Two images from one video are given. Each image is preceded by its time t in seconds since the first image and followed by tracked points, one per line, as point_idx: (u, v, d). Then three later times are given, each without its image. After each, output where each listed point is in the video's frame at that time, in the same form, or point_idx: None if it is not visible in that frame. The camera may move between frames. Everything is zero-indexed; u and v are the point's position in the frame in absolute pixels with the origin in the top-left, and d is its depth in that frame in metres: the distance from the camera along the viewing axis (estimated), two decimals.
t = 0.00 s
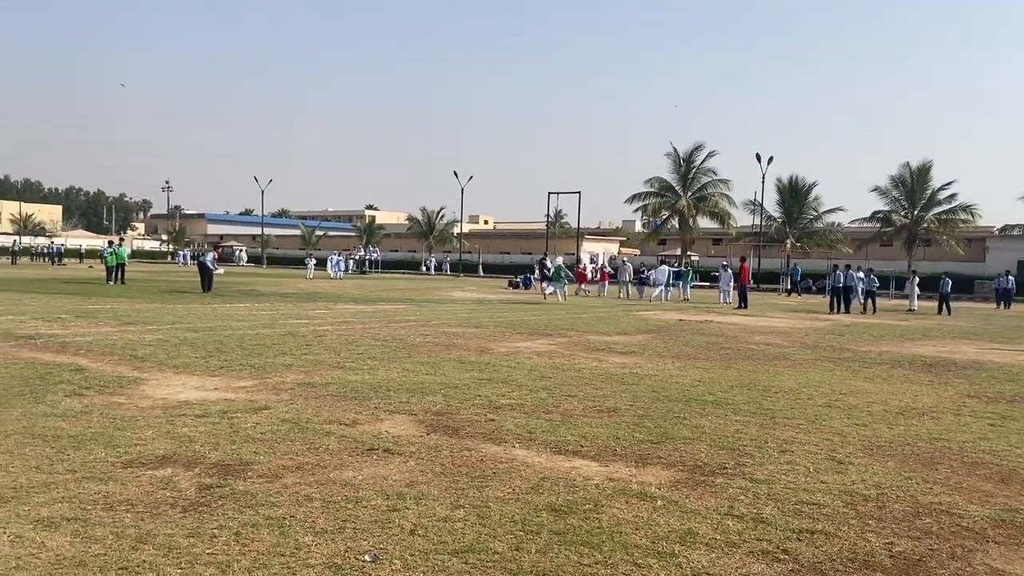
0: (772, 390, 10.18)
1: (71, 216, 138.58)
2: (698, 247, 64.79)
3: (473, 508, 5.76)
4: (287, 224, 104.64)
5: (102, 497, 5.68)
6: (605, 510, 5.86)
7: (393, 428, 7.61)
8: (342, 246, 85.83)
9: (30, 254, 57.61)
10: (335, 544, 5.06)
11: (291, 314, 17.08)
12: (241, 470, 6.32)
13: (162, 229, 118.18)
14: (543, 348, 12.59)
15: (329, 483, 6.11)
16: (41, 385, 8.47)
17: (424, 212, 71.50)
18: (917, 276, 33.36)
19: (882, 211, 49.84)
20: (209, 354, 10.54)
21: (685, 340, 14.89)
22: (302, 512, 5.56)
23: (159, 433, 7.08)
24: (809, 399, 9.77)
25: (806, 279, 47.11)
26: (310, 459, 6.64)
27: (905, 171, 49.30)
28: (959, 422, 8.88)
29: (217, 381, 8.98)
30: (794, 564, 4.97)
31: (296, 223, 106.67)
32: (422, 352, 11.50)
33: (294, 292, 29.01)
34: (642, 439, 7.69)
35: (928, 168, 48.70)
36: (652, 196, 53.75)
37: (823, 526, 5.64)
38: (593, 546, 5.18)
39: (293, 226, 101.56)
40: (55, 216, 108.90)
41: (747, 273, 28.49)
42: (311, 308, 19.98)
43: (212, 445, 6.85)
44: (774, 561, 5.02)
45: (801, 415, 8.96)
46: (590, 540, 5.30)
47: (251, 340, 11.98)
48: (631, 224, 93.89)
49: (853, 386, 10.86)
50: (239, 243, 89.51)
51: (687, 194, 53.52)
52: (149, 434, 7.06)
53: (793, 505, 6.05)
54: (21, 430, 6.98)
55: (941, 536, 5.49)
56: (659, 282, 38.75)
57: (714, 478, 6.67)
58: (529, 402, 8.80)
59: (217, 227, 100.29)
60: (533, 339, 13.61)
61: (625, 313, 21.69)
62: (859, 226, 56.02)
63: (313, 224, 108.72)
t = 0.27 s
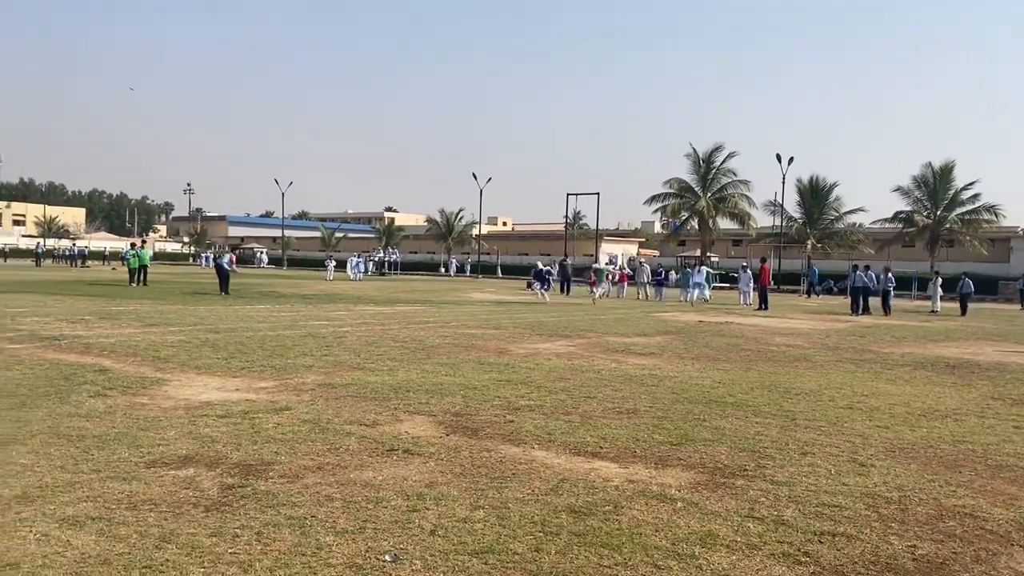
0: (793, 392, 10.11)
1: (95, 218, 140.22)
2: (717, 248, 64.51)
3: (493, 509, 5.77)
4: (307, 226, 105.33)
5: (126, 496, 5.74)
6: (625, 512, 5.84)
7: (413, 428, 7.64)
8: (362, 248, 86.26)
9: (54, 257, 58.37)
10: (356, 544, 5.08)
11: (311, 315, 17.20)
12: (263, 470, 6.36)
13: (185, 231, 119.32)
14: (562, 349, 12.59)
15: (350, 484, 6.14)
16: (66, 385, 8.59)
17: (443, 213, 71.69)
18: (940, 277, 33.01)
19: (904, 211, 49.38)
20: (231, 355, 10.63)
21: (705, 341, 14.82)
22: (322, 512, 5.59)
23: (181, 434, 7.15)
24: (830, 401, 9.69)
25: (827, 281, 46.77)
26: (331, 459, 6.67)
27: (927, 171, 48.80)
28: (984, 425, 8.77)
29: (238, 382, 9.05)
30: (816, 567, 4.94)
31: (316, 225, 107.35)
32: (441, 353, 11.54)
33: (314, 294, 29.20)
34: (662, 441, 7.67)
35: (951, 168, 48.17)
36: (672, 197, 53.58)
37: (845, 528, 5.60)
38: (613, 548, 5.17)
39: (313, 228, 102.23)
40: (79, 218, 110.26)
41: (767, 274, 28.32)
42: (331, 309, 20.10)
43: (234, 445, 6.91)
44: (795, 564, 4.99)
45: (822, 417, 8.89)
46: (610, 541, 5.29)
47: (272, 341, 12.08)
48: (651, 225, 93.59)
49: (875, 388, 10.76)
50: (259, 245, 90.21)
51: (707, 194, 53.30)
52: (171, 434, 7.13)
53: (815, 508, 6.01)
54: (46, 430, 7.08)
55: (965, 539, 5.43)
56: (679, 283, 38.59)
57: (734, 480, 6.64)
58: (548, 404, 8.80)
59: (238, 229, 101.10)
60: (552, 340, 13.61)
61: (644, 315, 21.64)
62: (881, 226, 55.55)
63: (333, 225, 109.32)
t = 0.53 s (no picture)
0: (821, 394, 10.00)
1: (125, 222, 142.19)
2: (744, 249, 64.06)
3: (519, 510, 5.77)
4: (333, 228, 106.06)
5: (156, 496, 5.81)
6: (651, 515, 5.80)
7: (439, 430, 7.66)
8: (388, 250, 86.66)
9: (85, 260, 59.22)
10: (383, 545, 5.11)
11: (338, 317, 17.29)
12: (291, 470, 6.42)
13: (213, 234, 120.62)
14: (588, 351, 12.56)
15: (375, 485, 6.17)
16: (97, 386, 8.71)
17: (468, 215, 71.80)
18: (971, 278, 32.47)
19: (934, 211, 48.70)
20: (258, 356, 10.72)
21: (731, 343, 14.71)
22: (350, 513, 5.63)
23: (210, 435, 7.22)
24: (859, 404, 9.57)
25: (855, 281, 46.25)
26: (357, 460, 6.70)
27: (957, 170, 48.11)
28: (1016, 427, 8.62)
29: (266, 384, 9.12)
30: (845, 571, 4.88)
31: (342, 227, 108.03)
32: (466, 355, 11.56)
33: (340, 296, 29.36)
34: (688, 443, 7.63)
35: (982, 167, 47.45)
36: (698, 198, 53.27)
37: (875, 532, 5.53)
38: (639, 550, 5.14)
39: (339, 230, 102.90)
40: (110, 222, 111.87)
41: (794, 276, 28.03)
42: (357, 310, 20.23)
43: (262, 446, 6.97)
44: (824, 568, 4.93)
45: (850, 419, 8.80)
46: (636, 544, 5.27)
47: (298, 343, 12.16)
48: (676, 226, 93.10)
49: (905, 390, 10.62)
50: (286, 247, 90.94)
51: (733, 195, 52.95)
52: (200, 435, 7.20)
53: (843, 511, 5.94)
54: (78, 431, 7.19)
55: (998, 544, 5.33)
56: (705, 285, 38.34)
57: (761, 483, 6.58)
58: (574, 405, 8.78)
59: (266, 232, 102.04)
60: (577, 342, 13.58)
61: (670, 316, 21.53)
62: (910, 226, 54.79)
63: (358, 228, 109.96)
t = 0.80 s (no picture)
0: (859, 396, 9.86)
1: (164, 226, 144.63)
2: (778, 249, 63.47)
3: (553, 513, 5.76)
4: (366, 231, 106.87)
5: (196, 497, 5.90)
6: (687, 517, 5.76)
7: (473, 432, 7.68)
8: (421, 252, 87.14)
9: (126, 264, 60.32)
10: (418, 546, 5.14)
11: (372, 320, 17.43)
12: (327, 472, 6.48)
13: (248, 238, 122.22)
14: (621, 353, 12.52)
15: (410, 486, 6.20)
16: (138, 388, 8.87)
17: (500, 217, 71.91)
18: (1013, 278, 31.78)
19: (975, 210, 47.83)
20: (294, 359, 10.85)
21: (766, 345, 14.56)
22: (385, 514, 5.66)
23: (248, 436, 7.32)
24: (898, 406, 9.43)
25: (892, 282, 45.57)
26: (393, 462, 6.75)
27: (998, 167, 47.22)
28: None
29: (303, 386, 9.22)
30: None
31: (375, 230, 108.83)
32: (499, 357, 11.58)
33: (374, 298, 29.61)
34: (724, 446, 7.57)
35: None
36: (732, 198, 52.84)
37: (916, 536, 5.44)
38: (675, 553, 5.12)
39: (372, 233, 103.74)
40: (148, 226, 113.86)
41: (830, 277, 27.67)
42: (392, 313, 20.37)
43: (299, 448, 7.05)
44: (863, 572, 4.86)
45: (889, 422, 8.66)
46: (672, 546, 5.23)
47: (333, 345, 12.28)
48: (710, 227, 92.47)
49: (945, 392, 10.43)
50: (320, 250, 91.85)
51: (767, 195, 52.44)
52: (239, 437, 7.30)
53: (882, 515, 5.85)
54: (120, 432, 7.32)
55: None
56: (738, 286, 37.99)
57: (798, 486, 6.51)
58: (608, 407, 8.76)
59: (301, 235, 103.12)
60: (611, 344, 13.55)
61: (704, 318, 21.36)
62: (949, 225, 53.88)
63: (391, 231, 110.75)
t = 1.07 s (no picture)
0: (909, 399, 9.67)
1: (208, 231, 147.36)
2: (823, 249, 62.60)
3: (599, 515, 5.75)
4: (406, 235, 107.69)
5: (246, 497, 6.01)
6: (734, 520, 5.71)
7: (517, 433, 7.70)
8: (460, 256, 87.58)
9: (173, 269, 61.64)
10: (466, 546, 5.16)
11: (415, 322, 17.57)
12: (374, 472, 6.55)
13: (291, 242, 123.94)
14: (664, 355, 12.45)
15: (455, 487, 6.24)
16: (189, 390, 9.07)
17: (539, 220, 71.93)
18: None
19: None
20: (339, 361, 10.98)
21: (812, 346, 14.36)
22: (432, 515, 5.70)
23: (296, 437, 7.43)
24: (949, 408, 9.23)
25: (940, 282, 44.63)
26: (438, 463, 6.80)
27: None
28: None
29: (348, 388, 9.33)
30: None
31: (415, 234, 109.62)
32: (542, 359, 11.59)
33: (416, 301, 29.87)
34: (771, 448, 7.48)
35: None
36: (776, 198, 52.21)
37: (970, 541, 5.32)
38: (723, 556, 5.07)
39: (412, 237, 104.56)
40: (194, 231, 116.12)
41: (876, 277, 27.20)
42: (434, 315, 20.51)
43: (346, 448, 7.13)
44: None
45: (940, 424, 8.49)
46: (719, 549, 5.20)
47: (378, 347, 12.40)
48: (752, 228, 91.49)
49: (999, 394, 10.18)
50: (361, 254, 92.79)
51: (812, 194, 51.74)
52: (287, 438, 7.41)
53: (935, 519, 5.73)
54: (172, 433, 7.48)
55: None
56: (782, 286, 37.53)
57: (848, 489, 6.41)
58: (652, 410, 8.72)
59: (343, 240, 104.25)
60: (654, 346, 13.48)
61: (749, 319, 21.14)
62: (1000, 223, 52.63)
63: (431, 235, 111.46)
